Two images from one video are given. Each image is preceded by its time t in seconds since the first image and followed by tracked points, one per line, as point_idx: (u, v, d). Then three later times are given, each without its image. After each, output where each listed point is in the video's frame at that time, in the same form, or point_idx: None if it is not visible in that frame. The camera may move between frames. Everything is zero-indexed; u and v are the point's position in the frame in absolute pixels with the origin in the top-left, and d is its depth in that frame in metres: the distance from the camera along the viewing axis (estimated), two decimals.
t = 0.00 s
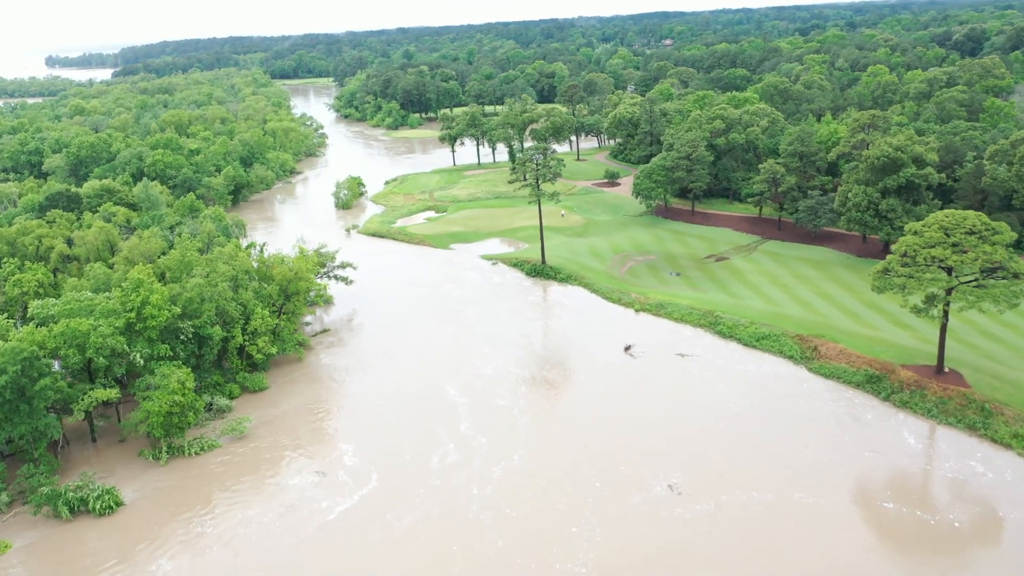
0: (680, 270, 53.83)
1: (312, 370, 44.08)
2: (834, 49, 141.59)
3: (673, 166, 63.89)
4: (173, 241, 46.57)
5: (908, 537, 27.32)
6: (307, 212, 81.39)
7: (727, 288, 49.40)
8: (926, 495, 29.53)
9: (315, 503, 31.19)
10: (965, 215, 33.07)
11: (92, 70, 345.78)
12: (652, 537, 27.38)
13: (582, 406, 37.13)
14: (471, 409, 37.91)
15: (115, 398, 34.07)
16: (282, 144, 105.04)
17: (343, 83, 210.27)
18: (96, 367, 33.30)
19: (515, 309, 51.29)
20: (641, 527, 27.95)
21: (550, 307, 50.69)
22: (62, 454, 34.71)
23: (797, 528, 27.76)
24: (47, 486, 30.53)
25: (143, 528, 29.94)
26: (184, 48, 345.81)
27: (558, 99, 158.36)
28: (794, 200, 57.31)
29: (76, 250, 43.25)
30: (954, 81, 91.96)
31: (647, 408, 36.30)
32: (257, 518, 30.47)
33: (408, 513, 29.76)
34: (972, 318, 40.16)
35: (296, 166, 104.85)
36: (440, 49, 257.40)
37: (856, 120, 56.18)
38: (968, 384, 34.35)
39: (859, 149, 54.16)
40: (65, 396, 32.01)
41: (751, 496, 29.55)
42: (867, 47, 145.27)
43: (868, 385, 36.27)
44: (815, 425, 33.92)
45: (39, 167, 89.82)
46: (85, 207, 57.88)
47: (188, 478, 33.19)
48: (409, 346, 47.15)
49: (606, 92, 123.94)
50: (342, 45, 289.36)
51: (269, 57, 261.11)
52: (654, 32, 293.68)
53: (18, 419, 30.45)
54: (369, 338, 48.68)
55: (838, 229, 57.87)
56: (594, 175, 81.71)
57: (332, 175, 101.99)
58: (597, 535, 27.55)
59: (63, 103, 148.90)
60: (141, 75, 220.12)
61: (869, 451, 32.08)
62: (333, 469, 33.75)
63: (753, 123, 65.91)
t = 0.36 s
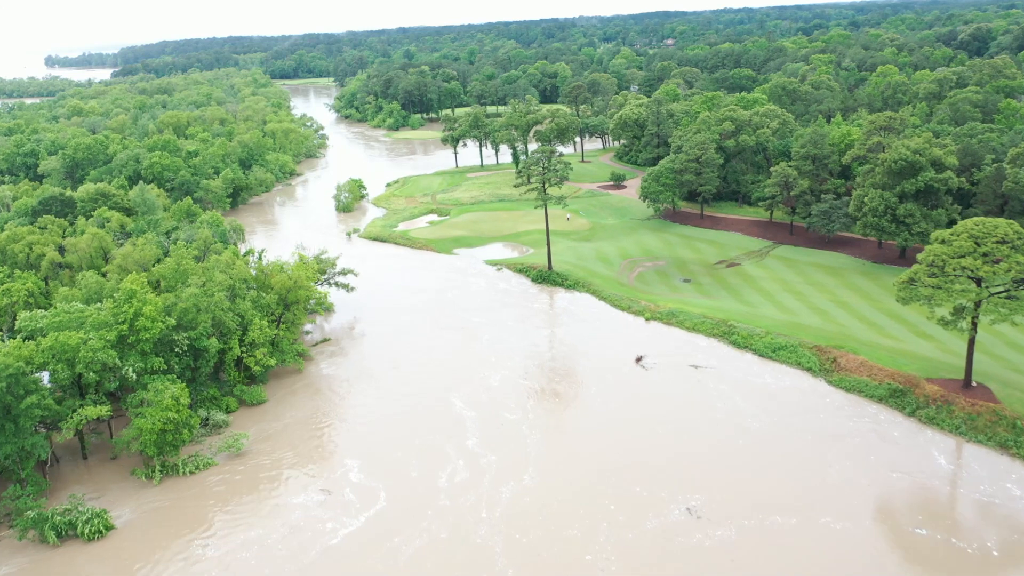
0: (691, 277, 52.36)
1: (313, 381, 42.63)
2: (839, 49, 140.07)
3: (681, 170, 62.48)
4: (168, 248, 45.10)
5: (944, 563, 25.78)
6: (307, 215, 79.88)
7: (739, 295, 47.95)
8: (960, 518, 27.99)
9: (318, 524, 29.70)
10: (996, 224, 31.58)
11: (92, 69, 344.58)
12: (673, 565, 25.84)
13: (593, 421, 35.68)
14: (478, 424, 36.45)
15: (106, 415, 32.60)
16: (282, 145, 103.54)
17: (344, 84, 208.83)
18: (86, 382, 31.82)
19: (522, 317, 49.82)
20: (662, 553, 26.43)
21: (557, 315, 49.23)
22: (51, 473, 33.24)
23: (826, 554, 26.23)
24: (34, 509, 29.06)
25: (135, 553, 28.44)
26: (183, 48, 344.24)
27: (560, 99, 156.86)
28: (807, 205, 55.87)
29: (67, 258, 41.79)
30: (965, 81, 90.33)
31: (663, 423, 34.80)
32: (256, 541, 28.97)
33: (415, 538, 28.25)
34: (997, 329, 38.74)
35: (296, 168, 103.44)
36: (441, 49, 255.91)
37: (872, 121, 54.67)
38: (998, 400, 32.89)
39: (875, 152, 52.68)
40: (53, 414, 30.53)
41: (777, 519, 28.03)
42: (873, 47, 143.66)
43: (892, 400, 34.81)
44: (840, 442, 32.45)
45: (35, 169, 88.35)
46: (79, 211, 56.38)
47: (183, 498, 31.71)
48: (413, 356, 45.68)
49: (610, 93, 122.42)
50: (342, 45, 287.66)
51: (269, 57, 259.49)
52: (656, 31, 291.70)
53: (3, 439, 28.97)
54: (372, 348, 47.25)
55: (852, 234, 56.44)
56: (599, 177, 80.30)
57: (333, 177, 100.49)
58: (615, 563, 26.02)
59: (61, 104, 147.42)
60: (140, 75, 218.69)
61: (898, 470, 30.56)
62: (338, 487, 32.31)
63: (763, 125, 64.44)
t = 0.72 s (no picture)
0: (702, 284, 50.73)
1: (313, 394, 41.01)
2: (846, 49, 138.49)
3: (691, 173, 60.83)
4: (162, 256, 43.49)
5: None
6: (307, 219, 78.34)
7: (754, 304, 46.36)
8: (1002, 546, 26.30)
9: (324, 550, 28.08)
10: None
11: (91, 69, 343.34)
12: None
13: (606, 437, 34.08)
14: (487, 441, 34.84)
15: (95, 435, 30.96)
16: (281, 147, 101.93)
17: (344, 83, 207.34)
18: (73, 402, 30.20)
19: (530, 326, 48.20)
20: None
21: (566, 324, 47.62)
22: (38, 496, 31.60)
23: None
24: (17, 538, 27.40)
25: None
26: (183, 48, 342.74)
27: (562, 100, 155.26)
28: (822, 209, 54.29)
29: (57, 267, 40.18)
30: (977, 82, 88.68)
31: (680, 441, 33.19)
32: (256, 569, 27.33)
33: (424, 567, 26.62)
34: None
35: (296, 170, 101.92)
36: (442, 48, 254.19)
37: (890, 125, 52.99)
38: None
39: (893, 155, 51.19)
40: (38, 436, 28.89)
41: (807, 547, 26.38)
42: (880, 46, 142.01)
43: (920, 417, 33.19)
44: (870, 462, 30.83)
45: (30, 171, 86.77)
46: (72, 216, 54.81)
47: (176, 523, 30.05)
48: (417, 367, 44.10)
49: (614, 93, 120.81)
50: (342, 44, 285.44)
51: (269, 57, 257.97)
52: (657, 31, 290.03)
53: None
54: (373, 358, 45.68)
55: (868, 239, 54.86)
56: (605, 179, 78.76)
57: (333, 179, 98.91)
58: None
59: (59, 104, 145.97)
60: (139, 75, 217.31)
61: (932, 493, 28.91)
62: (345, 508, 30.71)
63: (774, 127, 62.82)
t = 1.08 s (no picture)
0: (715, 292, 49.11)
1: (313, 409, 39.38)
2: (852, 49, 136.72)
3: (701, 176, 59.20)
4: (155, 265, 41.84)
5: None
6: (306, 222, 76.71)
7: (770, 313, 44.73)
8: None
9: None
10: None
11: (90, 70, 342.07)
12: None
13: (622, 456, 32.45)
14: (496, 459, 33.22)
15: (82, 456, 29.30)
16: (280, 149, 100.30)
17: (344, 83, 205.82)
18: (59, 422, 28.59)
19: (538, 335, 46.57)
20: None
21: (575, 334, 45.99)
22: (23, 522, 29.95)
23: None
24: None
25: None
26: (182, 48, 341.07)
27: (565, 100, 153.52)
28: (838, 214, 52.69)
29: (45, 277, 38.54)
30: (990, 82, 87.07)
31: (700, 461, 31.55)
32: None
33: None
34: None
35: (295, 172, 100.34)
36: (443, 48, 252.39)
37: (908, 128, 51.39)
38: None
39: (912, 159, 49.65)
40: (20, 459, 27.27)
41: None
42: (887, 46, 140.24)
43: (951, 436, 31.55)
44: (902, 484, 29.20)
45: (24, 174, 85.15)
46: (65, 222, 53.21)
47: (170, 550, 28.40)
48: (421, 379, 42.48)
49: (618, 93, 119.26)
50: (342, 44, 283.05)
51: (269, 57, 256.47)
52: (659, 30, 288.39)
53: None
54: (375, 370, 44.07)
55: (884, 245, 53.25)
56: (610, 182, 77.16)
57: (333, 181, 97.26)
58: None
59: (56, 105, 144.53)
60: (138, 74, 216.02)
61: (970, 520, 27.25)
62: (352, 531, 29.10)
63: (786, 129, 61.20)
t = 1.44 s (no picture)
0: (728, 301, 47.51)
1: (312, 424, 37.77)
2: (858, 48, 135.04)
3: (711, 180, 57.62)
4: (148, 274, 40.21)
5: None
6: (306, 226, 75.14)
7: (786, 324, 43.13)
8: None
9: None
10: None
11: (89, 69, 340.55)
12: None
13: (640, 477, 30.87)
14: (508, 480, 31.63)
15: (68, 481, 27.66)
16: (279, 150, 98.65)
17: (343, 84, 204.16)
18: (43, 446, 26.95)
19: (546, 345, 44.99)
20: None
21: (584, 344, 44.40)
22: (6, 550, 28.30)
23: None
24: None
25: None
26: (182, 48, 339.45)
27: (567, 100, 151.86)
28: (854, 220, 51.10)
29: (33, 289, 36.91)
30: (1002, 82, 85.47)
31: (723, 483, 29.94)
32: None
33: None
34: None
35: (295, 174, 98.73)
36: (444, 48, 250.64)
37: (928, 131, 49.79)
38: None
39: (932, 163, 48.06)
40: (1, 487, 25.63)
41: None
42: (893, 46, 138.62)
43: (985, 458, 29.97)
44: (936, 509, 27.65)
45: (18, 176, 83.50)
46: (57, 228, 51.61)
47: None
48: (426, 393, 40.86)
49: (622, 94, 117.62)
50: (342, 44, 281.42)
51: (268, 57, 254.79)
52: (660, 29, 286.47)
53: None
54: (377, 383, 42.48)
55: (901, 251, 51.66)
56: (616, 185, 75.58)
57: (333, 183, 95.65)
58: None
59: (53, 106, 142.91)
60: (136, 75, 214.41)
61: (1011, 549, 25.67)
62: (359, 557, 27.53)
63: (799, 131, 59.57)
